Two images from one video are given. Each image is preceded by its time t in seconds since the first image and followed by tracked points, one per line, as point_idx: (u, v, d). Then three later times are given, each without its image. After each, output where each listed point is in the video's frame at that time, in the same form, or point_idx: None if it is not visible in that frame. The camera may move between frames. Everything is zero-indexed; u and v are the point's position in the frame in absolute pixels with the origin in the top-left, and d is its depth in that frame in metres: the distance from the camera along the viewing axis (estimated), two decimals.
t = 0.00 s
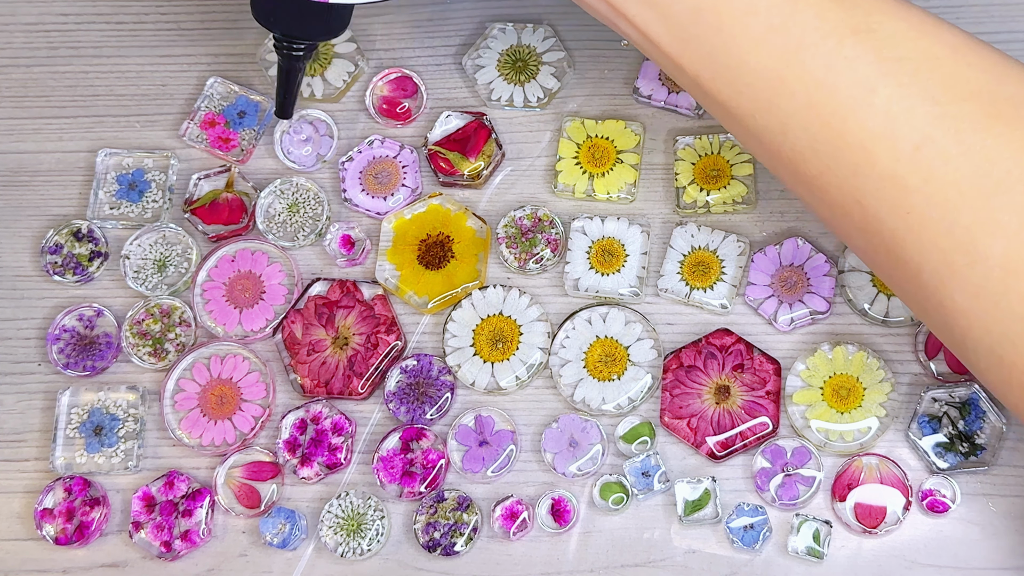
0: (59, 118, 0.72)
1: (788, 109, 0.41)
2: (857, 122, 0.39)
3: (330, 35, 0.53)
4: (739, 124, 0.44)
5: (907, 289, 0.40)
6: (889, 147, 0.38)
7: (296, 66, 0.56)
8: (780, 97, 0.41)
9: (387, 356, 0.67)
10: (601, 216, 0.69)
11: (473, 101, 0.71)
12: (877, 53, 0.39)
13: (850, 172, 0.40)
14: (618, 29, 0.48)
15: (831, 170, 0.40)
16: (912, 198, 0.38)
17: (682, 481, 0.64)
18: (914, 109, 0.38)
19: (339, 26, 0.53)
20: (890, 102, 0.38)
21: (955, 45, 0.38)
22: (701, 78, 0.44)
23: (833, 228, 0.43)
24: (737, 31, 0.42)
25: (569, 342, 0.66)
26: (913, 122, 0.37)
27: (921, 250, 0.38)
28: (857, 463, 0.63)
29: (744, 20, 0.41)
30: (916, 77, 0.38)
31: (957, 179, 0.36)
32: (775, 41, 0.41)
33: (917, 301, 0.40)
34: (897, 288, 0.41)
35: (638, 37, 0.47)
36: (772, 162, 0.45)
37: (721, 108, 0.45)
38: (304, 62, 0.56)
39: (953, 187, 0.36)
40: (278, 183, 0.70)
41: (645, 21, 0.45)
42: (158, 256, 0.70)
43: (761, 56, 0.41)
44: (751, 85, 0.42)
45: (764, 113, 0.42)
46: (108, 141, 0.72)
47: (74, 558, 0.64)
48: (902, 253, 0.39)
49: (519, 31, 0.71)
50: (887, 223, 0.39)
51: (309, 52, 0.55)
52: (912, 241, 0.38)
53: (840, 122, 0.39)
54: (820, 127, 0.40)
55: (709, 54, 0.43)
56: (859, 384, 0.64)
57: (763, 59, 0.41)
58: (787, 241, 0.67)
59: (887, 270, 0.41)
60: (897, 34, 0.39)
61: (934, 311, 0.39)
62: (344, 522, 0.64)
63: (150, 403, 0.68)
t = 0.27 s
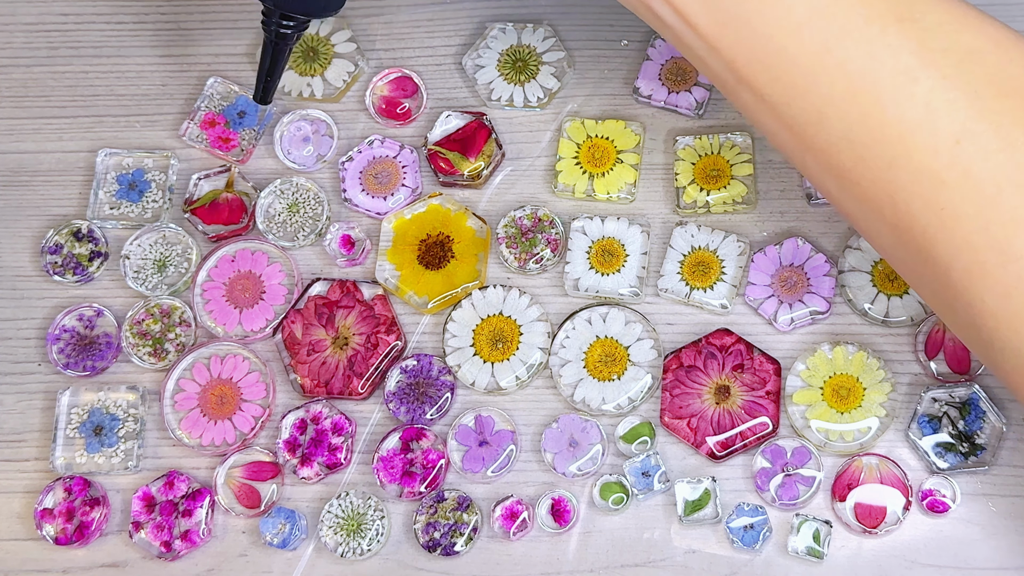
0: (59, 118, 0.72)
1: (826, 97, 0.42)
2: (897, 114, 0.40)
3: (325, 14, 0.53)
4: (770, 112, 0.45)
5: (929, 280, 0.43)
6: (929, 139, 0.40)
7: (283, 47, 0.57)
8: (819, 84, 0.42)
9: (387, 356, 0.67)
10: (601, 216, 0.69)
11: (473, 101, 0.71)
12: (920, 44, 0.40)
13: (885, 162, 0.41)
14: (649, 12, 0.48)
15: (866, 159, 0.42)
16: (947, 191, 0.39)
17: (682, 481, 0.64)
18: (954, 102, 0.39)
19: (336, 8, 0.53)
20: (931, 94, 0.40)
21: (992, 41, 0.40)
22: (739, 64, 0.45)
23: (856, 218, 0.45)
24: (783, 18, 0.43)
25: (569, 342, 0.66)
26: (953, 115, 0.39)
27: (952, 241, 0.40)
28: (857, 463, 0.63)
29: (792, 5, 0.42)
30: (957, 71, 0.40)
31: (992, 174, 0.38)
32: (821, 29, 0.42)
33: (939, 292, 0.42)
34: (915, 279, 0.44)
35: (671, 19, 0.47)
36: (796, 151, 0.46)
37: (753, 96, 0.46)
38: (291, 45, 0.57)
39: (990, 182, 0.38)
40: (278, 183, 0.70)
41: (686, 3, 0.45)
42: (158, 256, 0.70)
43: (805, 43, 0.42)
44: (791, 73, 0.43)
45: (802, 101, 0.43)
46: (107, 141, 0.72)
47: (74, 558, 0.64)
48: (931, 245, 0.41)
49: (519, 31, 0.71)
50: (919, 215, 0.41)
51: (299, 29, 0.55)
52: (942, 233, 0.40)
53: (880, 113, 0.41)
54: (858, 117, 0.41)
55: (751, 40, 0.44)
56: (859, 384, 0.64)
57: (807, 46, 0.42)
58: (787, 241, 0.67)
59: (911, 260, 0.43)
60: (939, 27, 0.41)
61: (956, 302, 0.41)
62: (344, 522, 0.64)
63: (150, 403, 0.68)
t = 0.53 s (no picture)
0: (59, 118, 0.72)
1: (805, 150, 0.41)
2: (881, 163, 0.38)
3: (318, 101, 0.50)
4: (753, 165, 0.44)
5: (929, 328, 0.41)
6: (914, 190, 0.38)
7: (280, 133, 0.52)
8: (798, 138, 0.41)
9: (387, 355, 0.67)
10: (601, 216, 0.69)
11: (474, 101, 0.71)
12: (899, 91, 0.39)
13: (872, 215, 0.39)
14: (625, 72, 0.48)
15: (851, 212, 0.40)
16: (940, 239, 0.38)
17: (682, 481, 0.64)
18: (938, 148, 0.37)
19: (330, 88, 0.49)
20: (914, 142, 0.38)
21: (977, 80, 0.38)
22: (716, 122, 0.44)
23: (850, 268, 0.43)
24: (754, 72, 0.41)
25: (569, 342, 0.66)
26: (939, 162, 0.37)
27: (949, 290, 0.38)
28: (857, 463, 0.63)
29: (762, 61, 0.41)
30: (940, 115, 0.38)
31: (986, 220, 0.36)
32: (794, 82, 0.40)
33: (942, 341, 0.40)
34: (918, 326, 0.42)
35: (648, 81, 0.46)
36: (785, 203, 0.44)
37: (735, 150, 0.44)
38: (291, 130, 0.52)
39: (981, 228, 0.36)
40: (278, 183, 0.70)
41: (657, 66, 0.44)
42: (158, 256, 0.70)
43: (780, 96, 0.41)
44: (768, 128, 0.42)
45: (783, 154, 0.42)
46: (108, 141, 0.72)
47: (74, 558, 0.64)
48: (928, 293, 0.39)
49: (519, 31, 0.71)
50: (913, 265, 0.39)
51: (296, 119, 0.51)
52: (938, 282, 0.38)
53: (864, 163, 0.39)
54: (841, 170, 0.40)
55: (726, 96, 0.42)
56: (859, 384, 0.64)
57: (781, 100, 0.41)
58: (787, 241, 0.67)
59: (911, 310, 0.41)
60: (916, 71, 0.39)
61: (958, 351, 0.39)
62: (344, 522, 0.64)
63: (150, 403, 0.68)
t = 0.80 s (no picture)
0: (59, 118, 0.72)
1: (769, 151, 0.41)
2: (839, 159, 0.38)
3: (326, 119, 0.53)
4: (723, 168, 0.44)
5: (900, 327, 0.39)
6: (872, 185, 0.37)
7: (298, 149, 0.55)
8: (759, 138, 0.41)
9: (387, 356, 0.67)
10: (601, 216, 0.69)
11: (474, 101, 0.71)
12: (856, 90, 0.39)
13: (834, 211, 0.39)
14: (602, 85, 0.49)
15: (814, 210, 0.40)
16: (899, 231, 0.37)
17: (682, 481, 0.64)
18: (894, 143, 0.37)
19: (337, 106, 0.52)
20: (871, 138, 0.38)
21: (936, 78, 0.38)
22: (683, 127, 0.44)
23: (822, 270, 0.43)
24: (716, 78, 0.42)
25: (569, 342, 0.66)
26: (897, 156, 0.37)
27: (912, 284, 0.37)
28: (857, 463, 0.63)
29: (723, 67, 0.42)
30: (897, 111, 0.37)
31: (943, 211, 0.36)
32: (753, 84, 0.41)
33: (912, 339, 0.39)
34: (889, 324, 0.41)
35: (621, 92, 0.48)
36: (756, 206, 0.45)
37: (705, 154, 0.45)
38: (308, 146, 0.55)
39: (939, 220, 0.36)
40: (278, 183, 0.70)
41: (625, 76, 0.46)
42: (158, 256, 0.70)
43: (740, 98, 0.41)
44: (731, 130, 0.42)
45: (747, 155, 0.42)
46: (108, 141, 0.72)
47: (74, 558, 0.64)
48: (892, 289, 0.38)
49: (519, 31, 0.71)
50: (875, 260, 0.38)
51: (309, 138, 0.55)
52: (902, 277, 0.37)
53: (823, 160, 0.39)
54: (802, 167, 0.40)
55: (689, 101, 0.43)
56: (859, 384, 0.64)
57: (741, 102, 0.41)
58: (787, 241, 0.67)
59: (879, 309, 0.40)
60: (874, 70, 0.39)
61: (927, 349, 0.38)
62: (344, 522, 0.64)
63: (150, 403, 0.68)
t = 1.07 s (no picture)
0: (59, 118, 0.72)
1: (764, 151, 0.41)
2: (834, 158, 0.39)
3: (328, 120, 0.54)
4: (719, 167, 0.45)
5: (895, 324, 0.40)
6: (867, 184, 0.38)
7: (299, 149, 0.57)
8: (755, 138, 0.41)
9: (387, 356, 0.67)
10: (601, 216, 0.69)
11: (474, 101, 0.71)
12: (850, 90, 0.39)
13: (830, 210, 0.39)
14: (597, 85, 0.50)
15: (810, 209, 0.40)
16: (894, 230, 0.37)
17: (682, 481, 0.64)
18: (888, 143, 0.37)
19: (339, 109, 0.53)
20: (866, 137, 0.38)
21: (930, 77, 0.38)
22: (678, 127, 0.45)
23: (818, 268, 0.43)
24: (710, 78, 0.42)
25: (569, 342, 0.66)
26: (892, 156, 0.37)
27: (908, 282, 0.37)
28: (857, 463, 0.63)
29: (717, 67, 0.42)
30: (891, 111, 0.38)
31: (938, 211, 0.36)
32: (748, 85, 0.41)
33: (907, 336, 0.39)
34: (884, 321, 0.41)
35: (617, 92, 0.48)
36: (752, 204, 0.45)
37: (701, 154, 0.45)
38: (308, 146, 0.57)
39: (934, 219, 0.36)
40: (278, 183, 0.70)
41: (620, 77, 0.46)
42: (158, 256, 0.70)
43: (735, 98, 0.41)
44: (726, 130, 0.42)
45: (742, 155, 0.42)
46: (108, 141, 0.72)
47: (74, 558, 0.64)
48: (888, 288, 0.39)
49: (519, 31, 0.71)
50: (871, 258, 0.39)
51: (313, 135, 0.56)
52: (897, 275, 0.38)
53: (818, 160, 0.39)
54: (797, 167, 0.40)
55: (684, 102, 0.43)
56: (859, 384, 0.64)
57: (737, 102, 0.41)
58: (787, 241, 0.67)
59: (873, 306, 0.40)
60: (868, 70, 0.39)
61: (923, 347, 0.38)
62: (344, 522, 0.64)
63: (150, 403, 0.68)
